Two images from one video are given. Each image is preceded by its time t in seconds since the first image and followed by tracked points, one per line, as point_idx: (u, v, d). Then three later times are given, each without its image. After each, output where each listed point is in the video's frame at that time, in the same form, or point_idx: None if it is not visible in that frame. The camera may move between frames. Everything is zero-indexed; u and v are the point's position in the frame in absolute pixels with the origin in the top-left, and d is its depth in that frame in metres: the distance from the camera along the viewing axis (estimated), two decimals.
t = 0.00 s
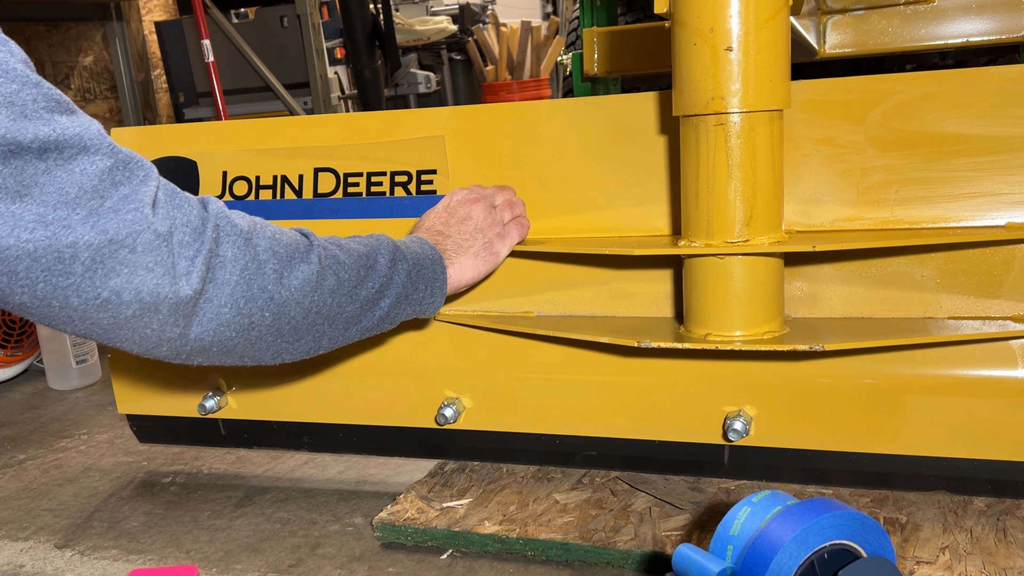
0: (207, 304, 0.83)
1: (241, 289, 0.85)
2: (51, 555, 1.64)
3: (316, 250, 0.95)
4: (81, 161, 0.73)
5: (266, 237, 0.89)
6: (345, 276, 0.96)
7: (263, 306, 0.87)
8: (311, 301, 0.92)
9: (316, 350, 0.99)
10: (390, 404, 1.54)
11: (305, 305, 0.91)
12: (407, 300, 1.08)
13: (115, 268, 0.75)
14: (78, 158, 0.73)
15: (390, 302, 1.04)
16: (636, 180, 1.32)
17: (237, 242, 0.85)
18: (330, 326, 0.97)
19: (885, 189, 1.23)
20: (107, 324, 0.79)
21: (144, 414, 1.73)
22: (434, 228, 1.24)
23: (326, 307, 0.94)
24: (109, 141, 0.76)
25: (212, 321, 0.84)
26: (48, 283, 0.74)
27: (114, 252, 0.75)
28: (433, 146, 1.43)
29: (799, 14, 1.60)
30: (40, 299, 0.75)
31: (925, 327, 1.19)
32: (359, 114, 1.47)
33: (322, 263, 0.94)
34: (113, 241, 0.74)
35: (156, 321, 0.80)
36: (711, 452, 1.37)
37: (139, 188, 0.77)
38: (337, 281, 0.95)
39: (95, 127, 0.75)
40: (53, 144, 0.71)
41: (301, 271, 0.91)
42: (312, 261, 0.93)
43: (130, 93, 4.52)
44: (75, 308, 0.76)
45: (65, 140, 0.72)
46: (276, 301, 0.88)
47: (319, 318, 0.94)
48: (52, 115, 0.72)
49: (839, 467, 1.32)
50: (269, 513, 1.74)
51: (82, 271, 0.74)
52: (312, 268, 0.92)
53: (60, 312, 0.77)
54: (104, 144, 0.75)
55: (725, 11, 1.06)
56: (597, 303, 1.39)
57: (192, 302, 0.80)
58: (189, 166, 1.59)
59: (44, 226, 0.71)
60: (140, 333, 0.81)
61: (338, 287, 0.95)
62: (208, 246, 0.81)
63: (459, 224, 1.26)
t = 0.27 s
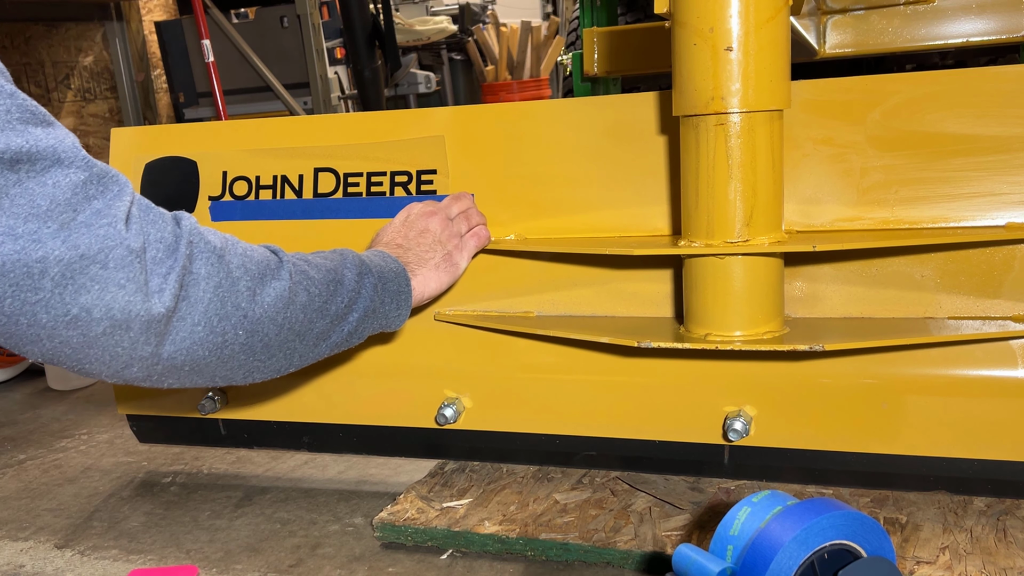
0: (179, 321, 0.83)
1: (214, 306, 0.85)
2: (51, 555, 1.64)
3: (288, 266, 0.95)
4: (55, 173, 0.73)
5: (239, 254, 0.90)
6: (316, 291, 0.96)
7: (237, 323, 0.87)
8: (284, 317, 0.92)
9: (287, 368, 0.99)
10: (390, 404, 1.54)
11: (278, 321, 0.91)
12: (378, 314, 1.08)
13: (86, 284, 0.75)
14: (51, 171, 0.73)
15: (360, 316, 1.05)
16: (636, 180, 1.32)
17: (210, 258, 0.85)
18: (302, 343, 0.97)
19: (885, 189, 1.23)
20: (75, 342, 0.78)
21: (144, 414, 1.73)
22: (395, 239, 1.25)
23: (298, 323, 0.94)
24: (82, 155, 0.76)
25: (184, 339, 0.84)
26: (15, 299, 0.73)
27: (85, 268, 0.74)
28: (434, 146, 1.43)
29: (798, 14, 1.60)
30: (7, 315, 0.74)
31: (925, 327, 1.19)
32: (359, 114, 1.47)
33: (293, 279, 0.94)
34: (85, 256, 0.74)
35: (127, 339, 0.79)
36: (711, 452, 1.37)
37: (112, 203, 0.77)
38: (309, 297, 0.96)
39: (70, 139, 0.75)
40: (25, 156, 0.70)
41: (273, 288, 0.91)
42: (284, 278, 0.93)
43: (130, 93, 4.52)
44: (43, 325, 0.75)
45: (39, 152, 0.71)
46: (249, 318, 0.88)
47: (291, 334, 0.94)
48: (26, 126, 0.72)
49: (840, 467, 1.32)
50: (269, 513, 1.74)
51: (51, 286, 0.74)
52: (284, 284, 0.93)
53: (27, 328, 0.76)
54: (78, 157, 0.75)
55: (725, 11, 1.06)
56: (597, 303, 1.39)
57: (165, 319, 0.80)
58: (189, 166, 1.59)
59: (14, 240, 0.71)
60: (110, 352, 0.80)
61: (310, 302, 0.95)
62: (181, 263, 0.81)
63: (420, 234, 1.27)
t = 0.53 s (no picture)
0: (166, 329, 0.83)
1: (202, 313, 0.85)
2: (51, 555, 1.64)
3: (276, 273, 0.95)
4: (43, 178, 0.73)
5: (227, 260, 0.89)
6: (304, 298, 0.96)
7: (224, 331, 0.87)
8: (272, 324, 0.92)
9: (274, 374, 0.99)
10: (390, 404, 1.54)
11: (265, 328, 0.91)
12: (367, 319, 1.08)
13: (71, 291, 0.75)
14: (40, 176, 0.73)
15: (349, 322, 1.04)
16: (636, 180, 1.32)
17: (198, 266, 0.85)
18: (289, 350, 0.97)
19: (885, 189, 1.23)
20: (61, 348, 0.78)
21: (144, 414, 1.73)
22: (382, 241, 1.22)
23: (286, 330, 0.94)
24: (71, 160, 0.76)
25: (171, 346, 0.84)
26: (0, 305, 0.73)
27: (71, 276, 0.74)
28: (434, 146, 1.43)
29: (798, 14, 1.60)
30: None
31: (925, 327, 1.19)
32: (360, 114, 1.47)
33: (281, 286, 0.94)
34: (71, 263, 0.74)
35: (113, 346, 0.79)
36: (711, 452, 1.37)
37: (101, 209, 0.77)
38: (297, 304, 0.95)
39: (60, 144, 0.75)
40: (13, 161, 0.71)
41: (261, 295, 0.91)
42: (273, 285, 0.93)
43: (130, 92, 4.52)
44: (29, 331, 0.76)
45: (27, 157, 0.71)
46: (236, 326, 0.88)
47: (279, 341, 0.94)
48: (16, 130, 0.72)
49: (839, 467, 1.32)
50: (269, 513, 1.74)
51: (36, 293, 0.74)
52: (273, 291, 0.92)
53: (14, 333, 0.76)
54: (67, 162, 0.75)
55: (725, 11, 1.06)
56: (597, 303, 1.39)
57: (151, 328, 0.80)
58: (189, 166, 1.59)
59: None
60: (96, 359, 0.80)
61: (298, 309, 0.95)
62: (169, 270, 0.81)
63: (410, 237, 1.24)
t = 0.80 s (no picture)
0: (163, 325, 0.83)
1: (199, 310, 0.84)
2: (51, 555, 1.64)
3: (276, 265, 0.94)
4: (40, 174, 0.73)
5: (227, 255, 0.89)
6: (303, 291, 0.95)
7: (221, 327, 0.87)
8: (270, 319, 0.91)
9: (273, 366, 0.99)
10: (390, 404, 1.54)
11: (264, 324, 0.91)
12: (365, 310, 1.07)
13: (68, 289, 0.75)
14: (37, 172, 0.73)
15: (348, 313, 1.03)
16: (637, 180, 1.32)
17: (196, 262, 0.84)
18: (288, 343, 0.96)
19: (885, 189, 1.23)
20: (59, 345, 0.79)
21: (144, 414, 1.73)
22: (393, 227, 1.21)
23: (283, 324, 0.93)
24: (69, 155, 0.76)
25: (169, 343, 0.84)
26: None
27: (68, 274, 0.75)
28: (434, 146, 1.43)
29: (798, 14, 1.60)
30: None
31: (925, 327, 1.19)
32: (360, 115, 1.47)
33: (282, 280, 0.93)
34: (67, 262, 0.74)
35: (110, 344, 0.80)
36: (711, 452, 1.37)
37: (99, 205, 0.77)
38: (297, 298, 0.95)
39: (58, 140, 0.76)
40: (10, 157, 0.72)
41: (260, 290, 0.90)
42: (272, 278, 0.92)
43: (130, 93, 4.52)
44: (27, 327, 0.76)
45: (23, 153, 0.72)
46: (234, 322, 0.88)
47: (277, 335, 0.94)
48: (13, 126, 0.73)
49: (839, 467, 1.32)
50: (269, 513, 1.74)
51: (34, 291, 0.74)
52: (272, 286, 0.92)
53: (12, 329, 0.76)
54: (64, 157, 0.75)
55: (725, 11, 1.06)
56: (597, 303, 1.39)
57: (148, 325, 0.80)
58: (189, 167, 1.59)
59: None
60: (94, 356, 0.80)
61: (297, 303, 0.94)
62: (166, 267, 0.81)
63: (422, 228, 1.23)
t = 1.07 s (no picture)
0: (160, 323, 0.83)
1: (195, 310, 0.84)
2: (51, 555, 1.64)
3: (277, 257, 0.92)
4: (40, 171, 0.73)
5: (226, 250, 0.87)
6: (299, 284, 0.94)
7: (216, 324, 0.87)
8: (265, 314, 0.91)
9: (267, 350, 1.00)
10: (391, 404, 1.54)
11: (258, 318, 0.91)
12: (361, 294, 1.06)
13: (69, 290, 0.75)
14: (37, 168, 0.73)
15: (343, 301, 1.03)
16: (637, 180, 1.32)
17: (195, 263, 0.83)
18: (283, 332, 0.97)
19: (885, 189, 1.23)
20: (57, 338, 0.79)
21: (144, 414, 1.73)
22: (408, 205, 1.19)
23: (279, 318, 0.93)
24: (69, 151, 0.75)
25: (165, 339, 0.85)
26: None
27: (68, 275, 0.75)
28: (434, 146, 1.43)
29: (798, 14, 1.60)
30: None
31: (926, 327, 1.19)
32: (360, 115, 1.47)
33: (280, 275, 0.91)
34: (69, 264, 0.74)
35: (108, 340, 0.80)
36: (711, 452, 1.37)
37: (100, 204, 0.76)
38: (294, 292, 0.94)
39: (57, 134, 0.75)
40: (11, 153, 0.71)
41: (257, 287, 0.89)
42: (271, 274, 0.91)
43: (130, 93, 4.52)
44: (26, 322, 0.77)
45: (23, 150, 0.71)
46: (228, 318, 0.87)
47: (272, 327, 0.94)
48: (12, 120, 0.72)
49: (839, 467, 1.32)
50: (269, 513, 1.74)
51: (34, 290, 0.74)
52: (270, 282, 0.90)
53: (12, 321, 0.77)
54: (64, 153, 0.74)
55: (725, 11, 1.06)
56: (597, 303, 1.39)
57: (145, 325, 0.81)
58: (189, 167, 1.59)
59: None
60: (91, 349, 0.81)
61: (293, 298, 0.94)
62: (165, 269, 0.80)
63: (434, 215, 1.21)
